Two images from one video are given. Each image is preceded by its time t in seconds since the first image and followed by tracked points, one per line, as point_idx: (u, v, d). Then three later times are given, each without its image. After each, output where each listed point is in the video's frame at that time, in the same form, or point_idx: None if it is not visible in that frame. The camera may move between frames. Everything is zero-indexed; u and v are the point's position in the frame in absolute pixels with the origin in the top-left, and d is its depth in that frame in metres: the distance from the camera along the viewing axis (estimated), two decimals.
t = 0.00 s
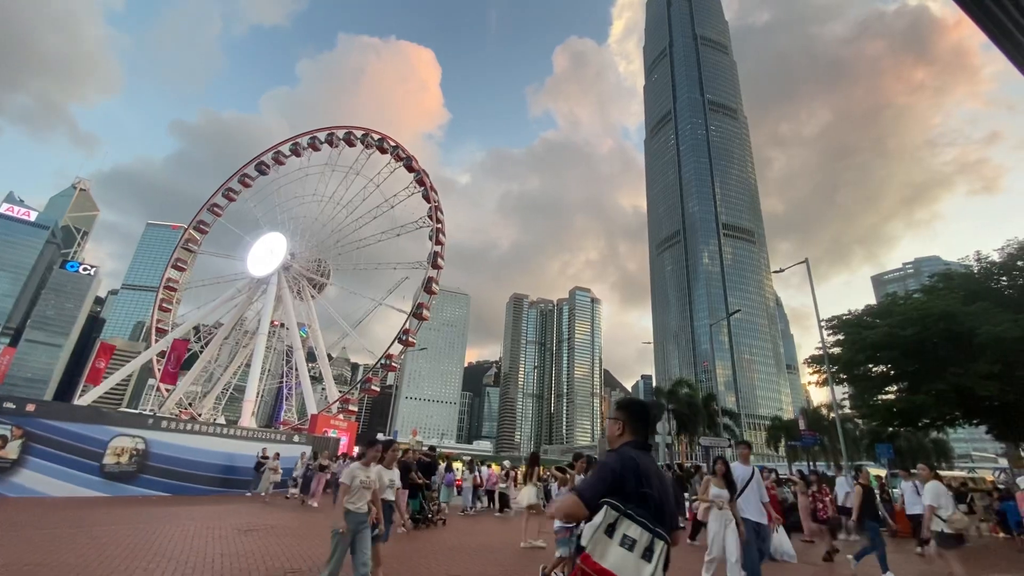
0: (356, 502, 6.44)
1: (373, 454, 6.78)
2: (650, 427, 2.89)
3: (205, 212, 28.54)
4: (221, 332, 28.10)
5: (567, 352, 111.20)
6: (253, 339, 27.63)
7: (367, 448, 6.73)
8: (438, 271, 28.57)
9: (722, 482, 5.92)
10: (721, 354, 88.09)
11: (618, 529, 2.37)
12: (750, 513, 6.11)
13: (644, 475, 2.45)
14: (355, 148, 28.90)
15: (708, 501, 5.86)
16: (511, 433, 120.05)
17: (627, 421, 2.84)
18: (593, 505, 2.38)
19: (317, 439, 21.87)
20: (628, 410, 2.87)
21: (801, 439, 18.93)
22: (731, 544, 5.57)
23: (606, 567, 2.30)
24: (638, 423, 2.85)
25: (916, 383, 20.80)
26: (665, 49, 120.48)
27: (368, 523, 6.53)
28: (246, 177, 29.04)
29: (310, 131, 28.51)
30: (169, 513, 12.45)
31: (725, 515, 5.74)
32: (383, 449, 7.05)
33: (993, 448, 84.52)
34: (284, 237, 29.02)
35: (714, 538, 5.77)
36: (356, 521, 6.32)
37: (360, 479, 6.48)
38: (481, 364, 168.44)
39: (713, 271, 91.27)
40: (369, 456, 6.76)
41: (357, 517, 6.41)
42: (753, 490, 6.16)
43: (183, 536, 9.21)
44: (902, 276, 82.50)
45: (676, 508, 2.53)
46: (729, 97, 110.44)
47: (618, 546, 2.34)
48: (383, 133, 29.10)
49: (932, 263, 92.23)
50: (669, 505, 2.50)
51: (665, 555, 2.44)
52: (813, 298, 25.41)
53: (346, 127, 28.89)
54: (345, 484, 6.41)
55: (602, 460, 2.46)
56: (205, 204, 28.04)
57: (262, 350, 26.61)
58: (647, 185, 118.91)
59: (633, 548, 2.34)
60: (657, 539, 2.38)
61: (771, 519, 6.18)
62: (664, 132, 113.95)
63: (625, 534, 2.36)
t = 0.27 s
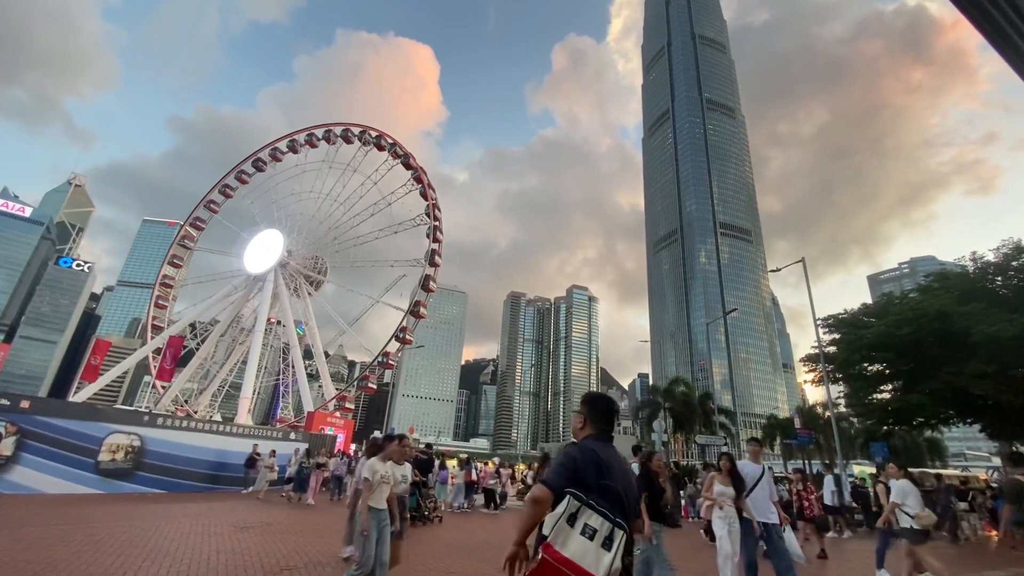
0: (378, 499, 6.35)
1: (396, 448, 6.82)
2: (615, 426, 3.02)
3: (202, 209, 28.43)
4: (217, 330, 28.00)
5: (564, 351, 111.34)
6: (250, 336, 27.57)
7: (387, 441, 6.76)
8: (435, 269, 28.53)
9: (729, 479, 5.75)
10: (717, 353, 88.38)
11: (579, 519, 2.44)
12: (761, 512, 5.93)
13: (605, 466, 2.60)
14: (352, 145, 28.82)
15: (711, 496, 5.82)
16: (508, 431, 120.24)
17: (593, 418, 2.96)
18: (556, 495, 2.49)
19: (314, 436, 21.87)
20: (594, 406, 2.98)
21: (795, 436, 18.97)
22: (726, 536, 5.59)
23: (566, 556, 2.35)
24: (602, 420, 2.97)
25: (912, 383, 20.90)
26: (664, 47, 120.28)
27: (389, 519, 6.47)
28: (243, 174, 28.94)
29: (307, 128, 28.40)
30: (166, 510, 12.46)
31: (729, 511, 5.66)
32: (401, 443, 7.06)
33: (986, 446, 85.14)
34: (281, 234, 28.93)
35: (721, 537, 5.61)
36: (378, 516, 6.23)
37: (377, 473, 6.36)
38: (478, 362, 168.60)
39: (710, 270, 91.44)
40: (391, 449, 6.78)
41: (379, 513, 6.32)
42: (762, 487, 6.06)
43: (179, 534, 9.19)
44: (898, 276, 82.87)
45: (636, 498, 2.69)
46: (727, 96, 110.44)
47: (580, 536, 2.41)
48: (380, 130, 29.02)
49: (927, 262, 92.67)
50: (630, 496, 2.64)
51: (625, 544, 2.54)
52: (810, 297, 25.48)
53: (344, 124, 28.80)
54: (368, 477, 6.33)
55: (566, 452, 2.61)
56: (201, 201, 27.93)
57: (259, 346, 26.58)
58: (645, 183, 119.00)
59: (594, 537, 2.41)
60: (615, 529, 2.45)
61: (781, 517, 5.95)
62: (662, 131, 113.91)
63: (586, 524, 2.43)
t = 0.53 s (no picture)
0: (391, 499, 5.98)
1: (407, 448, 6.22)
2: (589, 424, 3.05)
3: (198, 206, 28.32)
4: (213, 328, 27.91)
5: (562, 349, 111.49)
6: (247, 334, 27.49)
7: (397, 441, 6.20)
8: (433, 267, 28.50)
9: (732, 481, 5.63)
10: (714, 351, 88.59)
11: (559, 513, 2.46)
12: (776, 518, 5.49)
13: (582, 461, 2.64)
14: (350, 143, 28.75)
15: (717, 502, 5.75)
16: (505, 429, 120.48)
17: (568, 418, 2.97)
18: (536, 496, 2.51)
19: (310, 434, 21.82)
20: (567, 408, 3.00)
21: (791, 436, 18.97)
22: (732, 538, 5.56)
23: (547, 552, 2.36)
24: (578, 416, 3.01)
25: (908, 382, 20.96)
26: (662, 46, 120.22)
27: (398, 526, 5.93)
28: (240, 172, 28.84)
29: (304, 125, 28.31)
30: (162, 507, 12.44)
31: (735, 515, 5.57)
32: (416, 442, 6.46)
33: (980, 445, 85.63)
34: (278, 232, 28.86)
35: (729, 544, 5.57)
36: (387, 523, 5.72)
37: (392, 475, 6.01)
38: (476, 360, 168.81)
39: (707, 268, 91.59)
40: (402, 448, 6.21)
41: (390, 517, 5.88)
42: (777, 492, 5.60)
43: (175, 532, 9.16)
44: (894, 276, 83.18)
45: (613, 493, 2.72)
46: (725, 95, 110.51)
47: (560, 530, 2.43)
48: (378, 128, 28.95)
49: (923, 262, 93.03)
50: (605, 491, 2.67)
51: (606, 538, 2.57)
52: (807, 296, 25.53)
53: (341, 121, 28.71)
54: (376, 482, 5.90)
55: (541, 451, 2.64)
56: (198, 198, 27.83)
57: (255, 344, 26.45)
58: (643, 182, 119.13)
59: (573, 530, 2.42)
60: (596, 519, 2.46)
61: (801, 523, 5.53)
62: (660, 130, 113.95)
63: (564, 517, 2.45)
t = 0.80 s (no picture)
0: (406, 502, 5.93)
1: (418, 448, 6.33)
2: (571, 426, 3.07)
3: (196, 205, 28.23)
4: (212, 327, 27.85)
5: (560, 348, 111.57)
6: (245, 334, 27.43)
7: (410, 441, 6.31)
8: (431, 266, 28.47)
9: (735, 477, 5.74)
10: (712, 350, 88.71)
11: (534, 510, 2.52)
12: (789, 516, 5.45)
13: (559, 460, 2.69)
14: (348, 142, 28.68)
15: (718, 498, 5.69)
16: (504, 428, 120.56)
17: (549, 419, 2.99)
18: (515, 496, 2.57)
19: (309, 433, 21.81)
20: (549, 411, 3.03)
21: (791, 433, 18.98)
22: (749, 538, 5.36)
23: (524, 548, 2.42)
24: (560, 419, 3.02)
25: (905, 380, 21.00)
26: (660, 45, 120.17)
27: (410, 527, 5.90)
28: (238, 170, 28.76)
29: (302, 124, 28.22)
30: (159, 507, 12.42)
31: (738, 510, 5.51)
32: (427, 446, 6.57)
33: (977, 443, 85.98)
34: (275, 231, 28.79)
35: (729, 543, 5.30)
36: (402, 523, 5.72)
37: (406, 477, 6.00)
38: (474, 359, 168.91)
39: (705, 267, 91.66)
40: (413, 450, 6.36)
41: (404, 517, 5.86)
42: (789, 486, 5.56)
43: (173, 532, 9.13)
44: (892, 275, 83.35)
45: (591, 491, 2.74)
46: (723, 94, 110.52)
47: (537, 527, 2.48)
48: (376, 127, 28.89)
49: (921, 261, 93.27)
50: (584, 486, 2.71)
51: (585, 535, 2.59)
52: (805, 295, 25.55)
53: (339, 120, 28.64)
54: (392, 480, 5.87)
55: (520, 453, 2.70)
56: (195, 197, 27.74)
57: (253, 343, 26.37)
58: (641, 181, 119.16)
59: (549, 526, 2.46)
60: (570, 513, 2.48)
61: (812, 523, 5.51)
62: (658, 129, 113.92)
63: (541, 514, 2.50)
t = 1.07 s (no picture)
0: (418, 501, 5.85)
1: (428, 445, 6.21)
2: (558, 426, 3.18)
3: (195, 205, 28.19)
4: (211, 327, 27.81)
5: (560, 348, 111.64)
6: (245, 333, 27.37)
7: (420, 440, 6.19)
8: (430, 266, 28.46)
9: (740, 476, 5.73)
10: (712, 349, 88.75)
11: (521, 503, 2.66)
12: (801, 517, 5.42)
13: (545, 458, 2.82)
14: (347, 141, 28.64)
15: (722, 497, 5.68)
16: (503, 427, 120.69)
17: (539, 418, 3.09)
18: (503, 489, 2.70)
19: (309, 433, 21.81)
20: (538, 410, 3.13)
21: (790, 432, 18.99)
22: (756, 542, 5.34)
23: (511, 536, 2.58)
24: (549, 421, 3.13)
25: (903, 379, 21.07)
26: (659, 44, 120.05)
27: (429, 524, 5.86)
28: (237, 170, 28.72)
29: (301, 123, 28.20)
30: (159, 506, 12.43)
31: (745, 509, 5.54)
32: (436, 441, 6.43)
33: (976, 442, 86.06)
34: (275, 230, 28.79)
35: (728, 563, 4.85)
36: (421, 523, 5.65)
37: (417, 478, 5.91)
38: (474, 359, 169.01)
39: (705, 266, 91.70)
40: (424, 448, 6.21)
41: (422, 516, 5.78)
42: (802, 488, 5.53)
43: (174, 531, 9.13)
44: (891, 273, 83.41)
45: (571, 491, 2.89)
46: (722, 93, 110.52)
47: (523, 518, 2.62)
48: (375, 126, 28.87)
49: (920, 260, 93.37)
50: (566, 484, 2.87)
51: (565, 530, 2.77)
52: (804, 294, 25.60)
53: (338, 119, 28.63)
54: (403, 480, 5.72)
55: (511, 449, 2.80)
56: (195, 196, 27.71)
57: (253, 343, 26.35)
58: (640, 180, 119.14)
59: (534, 519, 2.63)
60: (553, 510, 2.67)
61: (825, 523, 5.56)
62: (658, 128, 113.92)
63: (527, 507, 2.64)
